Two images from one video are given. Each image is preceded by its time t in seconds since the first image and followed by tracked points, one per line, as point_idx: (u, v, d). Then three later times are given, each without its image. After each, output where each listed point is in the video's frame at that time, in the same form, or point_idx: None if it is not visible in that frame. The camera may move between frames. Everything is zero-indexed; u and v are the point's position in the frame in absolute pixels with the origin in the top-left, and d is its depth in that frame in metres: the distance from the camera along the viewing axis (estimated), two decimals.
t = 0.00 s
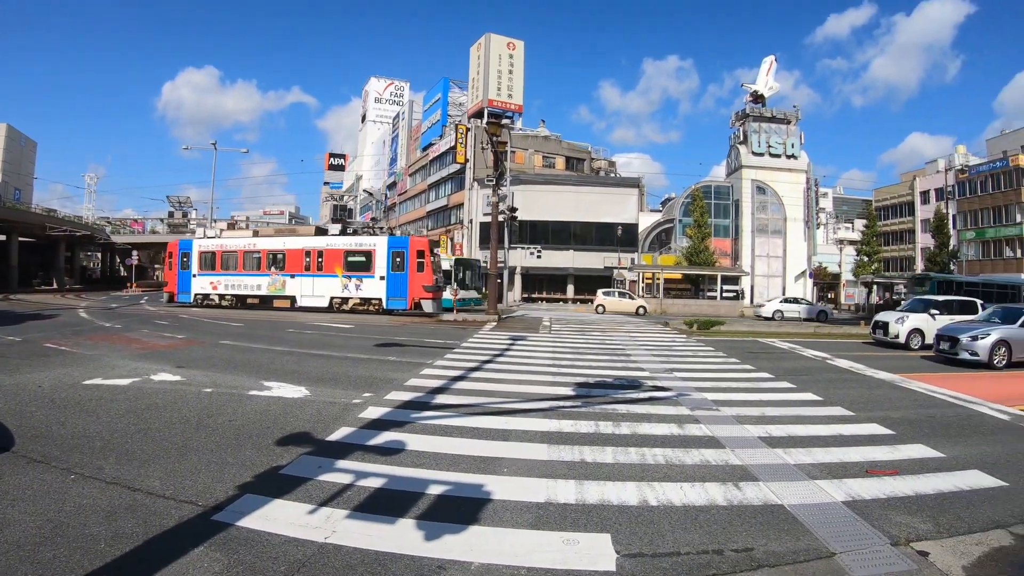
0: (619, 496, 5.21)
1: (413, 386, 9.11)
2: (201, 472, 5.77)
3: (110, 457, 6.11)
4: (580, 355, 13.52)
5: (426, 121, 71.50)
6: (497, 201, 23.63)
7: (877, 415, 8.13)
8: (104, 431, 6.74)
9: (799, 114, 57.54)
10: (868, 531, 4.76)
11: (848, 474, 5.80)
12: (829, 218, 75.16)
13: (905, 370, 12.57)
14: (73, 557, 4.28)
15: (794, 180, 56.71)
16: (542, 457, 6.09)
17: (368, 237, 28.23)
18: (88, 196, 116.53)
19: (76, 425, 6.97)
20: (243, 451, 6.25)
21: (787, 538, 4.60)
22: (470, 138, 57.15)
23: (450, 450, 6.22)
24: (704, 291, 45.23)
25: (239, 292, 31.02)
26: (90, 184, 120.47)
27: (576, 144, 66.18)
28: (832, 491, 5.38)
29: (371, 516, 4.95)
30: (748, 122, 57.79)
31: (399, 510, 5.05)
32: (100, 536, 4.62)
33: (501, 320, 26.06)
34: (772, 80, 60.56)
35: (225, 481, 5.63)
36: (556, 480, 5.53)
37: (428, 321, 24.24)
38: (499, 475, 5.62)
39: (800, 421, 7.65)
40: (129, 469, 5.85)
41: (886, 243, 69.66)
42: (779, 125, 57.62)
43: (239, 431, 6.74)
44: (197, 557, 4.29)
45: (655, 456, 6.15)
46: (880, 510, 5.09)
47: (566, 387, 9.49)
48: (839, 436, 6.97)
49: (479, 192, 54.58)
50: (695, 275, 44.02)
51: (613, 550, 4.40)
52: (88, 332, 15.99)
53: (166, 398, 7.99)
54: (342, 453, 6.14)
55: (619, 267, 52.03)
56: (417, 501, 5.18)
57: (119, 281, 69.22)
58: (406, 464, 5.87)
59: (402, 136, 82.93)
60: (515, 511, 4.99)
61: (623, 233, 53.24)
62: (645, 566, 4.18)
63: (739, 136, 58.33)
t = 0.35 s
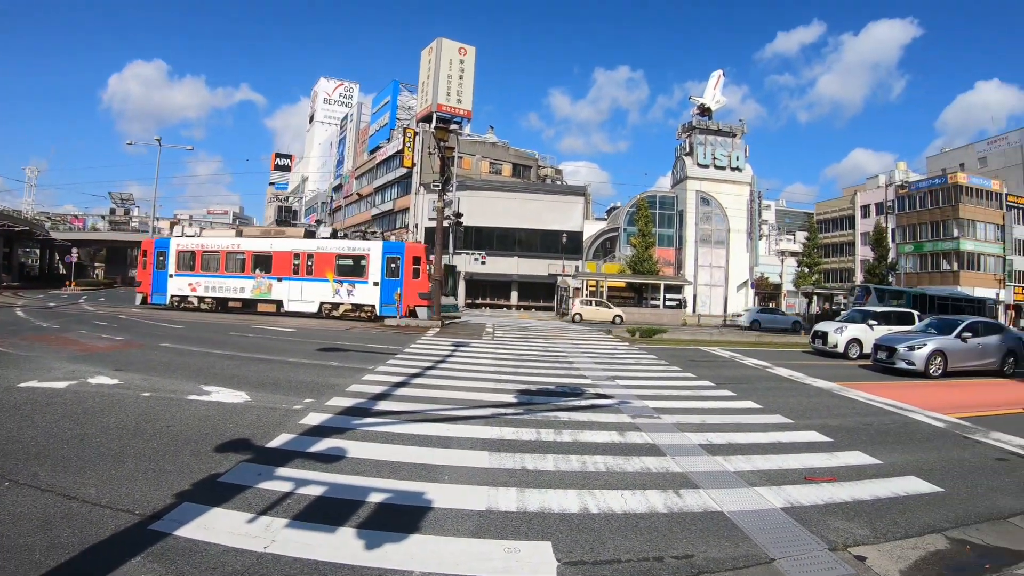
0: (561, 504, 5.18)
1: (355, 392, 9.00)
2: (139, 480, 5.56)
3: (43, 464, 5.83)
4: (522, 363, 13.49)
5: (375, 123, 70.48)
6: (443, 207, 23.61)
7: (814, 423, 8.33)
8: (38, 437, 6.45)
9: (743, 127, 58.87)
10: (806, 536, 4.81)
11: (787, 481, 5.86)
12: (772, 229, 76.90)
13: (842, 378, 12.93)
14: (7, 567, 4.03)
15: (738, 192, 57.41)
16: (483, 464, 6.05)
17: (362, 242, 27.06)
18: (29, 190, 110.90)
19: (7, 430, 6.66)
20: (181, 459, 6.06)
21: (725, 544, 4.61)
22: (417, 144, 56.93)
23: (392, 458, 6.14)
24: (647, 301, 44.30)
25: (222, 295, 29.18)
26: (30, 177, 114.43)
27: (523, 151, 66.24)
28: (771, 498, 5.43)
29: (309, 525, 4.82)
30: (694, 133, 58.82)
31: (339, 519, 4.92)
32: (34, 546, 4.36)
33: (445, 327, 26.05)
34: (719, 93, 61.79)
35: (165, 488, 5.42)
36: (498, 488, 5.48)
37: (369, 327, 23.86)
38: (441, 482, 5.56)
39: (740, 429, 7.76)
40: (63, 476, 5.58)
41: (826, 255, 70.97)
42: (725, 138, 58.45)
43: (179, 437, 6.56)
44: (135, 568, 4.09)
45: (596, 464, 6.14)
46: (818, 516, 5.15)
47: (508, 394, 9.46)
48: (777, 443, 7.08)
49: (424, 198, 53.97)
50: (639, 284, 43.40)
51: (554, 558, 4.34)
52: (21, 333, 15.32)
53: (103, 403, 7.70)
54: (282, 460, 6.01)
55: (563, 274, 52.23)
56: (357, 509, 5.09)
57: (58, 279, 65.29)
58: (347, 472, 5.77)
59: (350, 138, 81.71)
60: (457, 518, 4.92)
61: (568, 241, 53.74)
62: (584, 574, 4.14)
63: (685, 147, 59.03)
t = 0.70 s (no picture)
0: (511, 509, 5.14)
1: (305, 396, 8.87)
2: (80, 488, 5.31)
3: None
4: (472, 366, 13.41)
5: (329, 123, 69.65)
6: (395, 209, 23.23)
7: (763, 426, 8.47)
8: None
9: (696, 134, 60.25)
10: (756, 538, 4.84)
11: (737, 484, 5.91)
12: (723, 234, 78.15)
13: (791, 381, 13.16)
14: None
15: (690, 198, 58.83)
16: (433, 468, 6.00)
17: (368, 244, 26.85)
18: None
19: None
20: (127, 466, 5.85)
21: (675, 548, 4.61)
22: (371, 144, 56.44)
23: (341, 462, 6.05)
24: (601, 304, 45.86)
25: (216, 298, 27.64)
26: None
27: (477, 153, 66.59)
28: (721, 501, 5.47)
29: (257, 532, 4.66)
30: (648, 139, 59.78)
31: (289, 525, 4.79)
32: None
33: (397, 330, 26.00)
34: (673, 100, 62.79)
35: (109, 496, 5.20)
36: (448, 492, 5.43)
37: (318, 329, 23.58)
38: (391, 488, 5.48)
39: (689, 432, 7.83)
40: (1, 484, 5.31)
41: (776, 260, 72.02)
42: (678, 144, 59.57)
43: (126, 443, 6.36)
44: None
45: (546, 468, 6.12)
46: (768, 518, 5.19)
47: (459, 398, 9.41)
48: (727, 446, 7.16)
49: (378, 199, 54.92)
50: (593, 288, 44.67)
51: (504, 563, 4.28)
52: None
53: (44, 408, 7.40)
54: (230, 467, 5.85)
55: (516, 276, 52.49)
56: (306, 516, 4.95)
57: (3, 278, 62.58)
58: (296, 477, 5.66)
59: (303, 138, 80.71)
60: (406, 523, 4.85)
61: (521, 244, 53.96)
62: None
63: (640, 153, 60.02)
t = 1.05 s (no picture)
0: (485, 512, 5.11)
1: (278, 399, 8.76)
2: (48, 493, 5.17)
3: None
4: (445, 368, 13.34)
5: (304, 122, 69.27)
6: (369, 209, 23.18)
7: (737, 427, 8.54)
8: None
9: (671, 138, 61.27)
10: (729, 539, 4.86)
11: (711, 486, 5.94)
12: (696, 237, 78.84)
13: (763, 383, 13.26)
14: None
15: (665, 201, 59.94)
16: (406, 472, 5.96)
17: (399, 248, 27.11)
18: None
19: None
20: (98, 470, 5.72)
21: (650, 549, 4.60)
22: (346, 144, 56.26)
23: (315, 465, 5.99)
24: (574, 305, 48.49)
25: (239, 301, 27.08)
26: None
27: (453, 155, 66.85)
28: (694, 502, 5.49)
29: (229, 537, 4.58)
30: (624, 143, 60.62)
31: (262, 530, 4.71)
32: None
33: (371, 331, 25.84)
34: (647, 103, 63.51)
35: (79, 501, 5.08)
36: (422, 497, 5.37)
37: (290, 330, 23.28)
38: (364, 492, 5.43)
39: (663, 434, 7.86)
40: None
41: (749, 263, 72.57)
42: (653, 147, 60.67)
43: (96, 447, 6.23)
44: None
45: (521, 471, 6.09)
46: (740, 518, 5.23)
47: (432, 400, 9.38)
48: (700, 448, 7.20)
49: (352, 199, 53.98)
50: (566, 290, 45.82)
51: (477, 567, 4.23)
52: None
53: (11, 411, 7.23)
54: (202, 470, 5.77)
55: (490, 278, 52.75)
56: (278, 520, 4.88)
57: None
58: (268, 481, 5.59)
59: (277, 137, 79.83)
60: (379, 527, 4.80)
61: (494, 245, 54.66)
62: None
63: (615, 155, 61.51)
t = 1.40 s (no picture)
0: (469, 513, 5.09)
1: (260, 398, 8.71)
2: (28, 494, 5.10)
3: None
4: (428, 368, 13.32)
5: (287, 121, 68.87)
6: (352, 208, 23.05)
7: (720, 428, 8.58)
8: None
9: (654, 139, 61.58)
10: (712, 540, 4.87)
11: (694, 486, 5.96)
12: (679, 239, 78.99)
13: (744, 384, 13.33)
14: None
15: (648, 202, 59.28)
16: (389, 472, 5.94)
17: (440, 252, 27.01)
18: None
19: None
20: (78, 470, 5.66)
21: (634, 551, 4.59)
22: (329, 142, 56.07)
23: (297, 467, 5.95)
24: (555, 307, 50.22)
25: (276, 304, 26.53)
26: None
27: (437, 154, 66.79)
28: (678, 504, 5.50)
29: (210, 539, 4.54)
30: (608, 144, 60.41)
31: (243, 532, 4.68)
32: None
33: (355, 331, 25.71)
34: (631, 105, 63.71)
35: (58, 502, 5.02)
36: (405, 498, 5.35)
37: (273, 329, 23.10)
38: (347, 493, 5.41)
39: (645, 435, 7.88)
40: None
41: (731, 266, 72.63)
42: (636, 148, 61.25)
43: (76, 447, 6.16)
44: None
45: (503, 472, 6.09)
46: (724, 519, 5.24)
47: (414, 401, 9.34)
48: (682, 449, 7.23)
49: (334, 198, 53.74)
50: (546, 291, 48.35)
51: (461, 570, 4.21)
52: None
53: None
54: (182, 471, 5.72)
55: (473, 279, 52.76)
56: (260, 523, 4.83)
57: None
58: (250, 482, 5.55)
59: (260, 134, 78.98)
60: (363, 529, 4.77)
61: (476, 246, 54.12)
62: None
63: (598, 157, 60.78)
